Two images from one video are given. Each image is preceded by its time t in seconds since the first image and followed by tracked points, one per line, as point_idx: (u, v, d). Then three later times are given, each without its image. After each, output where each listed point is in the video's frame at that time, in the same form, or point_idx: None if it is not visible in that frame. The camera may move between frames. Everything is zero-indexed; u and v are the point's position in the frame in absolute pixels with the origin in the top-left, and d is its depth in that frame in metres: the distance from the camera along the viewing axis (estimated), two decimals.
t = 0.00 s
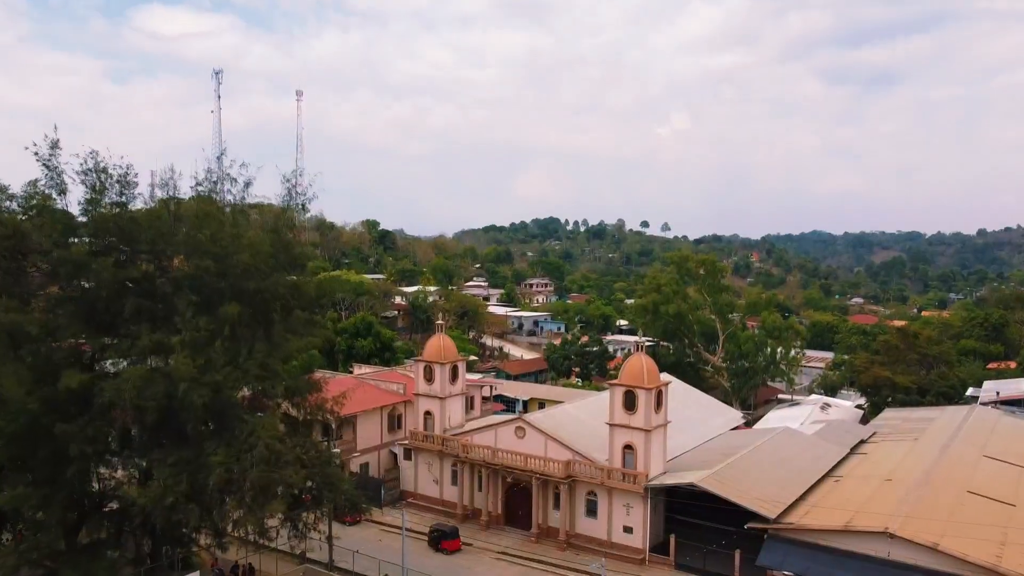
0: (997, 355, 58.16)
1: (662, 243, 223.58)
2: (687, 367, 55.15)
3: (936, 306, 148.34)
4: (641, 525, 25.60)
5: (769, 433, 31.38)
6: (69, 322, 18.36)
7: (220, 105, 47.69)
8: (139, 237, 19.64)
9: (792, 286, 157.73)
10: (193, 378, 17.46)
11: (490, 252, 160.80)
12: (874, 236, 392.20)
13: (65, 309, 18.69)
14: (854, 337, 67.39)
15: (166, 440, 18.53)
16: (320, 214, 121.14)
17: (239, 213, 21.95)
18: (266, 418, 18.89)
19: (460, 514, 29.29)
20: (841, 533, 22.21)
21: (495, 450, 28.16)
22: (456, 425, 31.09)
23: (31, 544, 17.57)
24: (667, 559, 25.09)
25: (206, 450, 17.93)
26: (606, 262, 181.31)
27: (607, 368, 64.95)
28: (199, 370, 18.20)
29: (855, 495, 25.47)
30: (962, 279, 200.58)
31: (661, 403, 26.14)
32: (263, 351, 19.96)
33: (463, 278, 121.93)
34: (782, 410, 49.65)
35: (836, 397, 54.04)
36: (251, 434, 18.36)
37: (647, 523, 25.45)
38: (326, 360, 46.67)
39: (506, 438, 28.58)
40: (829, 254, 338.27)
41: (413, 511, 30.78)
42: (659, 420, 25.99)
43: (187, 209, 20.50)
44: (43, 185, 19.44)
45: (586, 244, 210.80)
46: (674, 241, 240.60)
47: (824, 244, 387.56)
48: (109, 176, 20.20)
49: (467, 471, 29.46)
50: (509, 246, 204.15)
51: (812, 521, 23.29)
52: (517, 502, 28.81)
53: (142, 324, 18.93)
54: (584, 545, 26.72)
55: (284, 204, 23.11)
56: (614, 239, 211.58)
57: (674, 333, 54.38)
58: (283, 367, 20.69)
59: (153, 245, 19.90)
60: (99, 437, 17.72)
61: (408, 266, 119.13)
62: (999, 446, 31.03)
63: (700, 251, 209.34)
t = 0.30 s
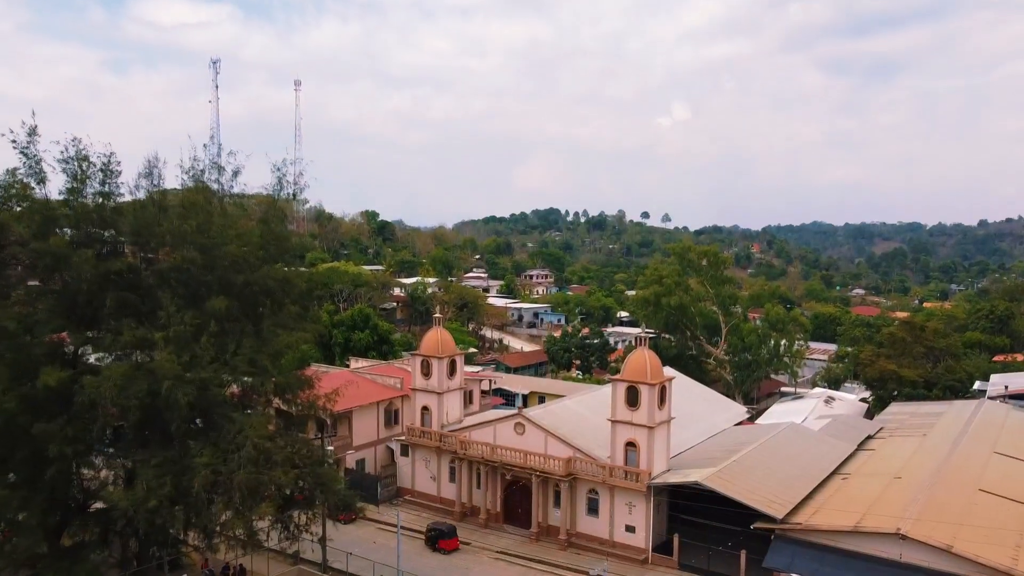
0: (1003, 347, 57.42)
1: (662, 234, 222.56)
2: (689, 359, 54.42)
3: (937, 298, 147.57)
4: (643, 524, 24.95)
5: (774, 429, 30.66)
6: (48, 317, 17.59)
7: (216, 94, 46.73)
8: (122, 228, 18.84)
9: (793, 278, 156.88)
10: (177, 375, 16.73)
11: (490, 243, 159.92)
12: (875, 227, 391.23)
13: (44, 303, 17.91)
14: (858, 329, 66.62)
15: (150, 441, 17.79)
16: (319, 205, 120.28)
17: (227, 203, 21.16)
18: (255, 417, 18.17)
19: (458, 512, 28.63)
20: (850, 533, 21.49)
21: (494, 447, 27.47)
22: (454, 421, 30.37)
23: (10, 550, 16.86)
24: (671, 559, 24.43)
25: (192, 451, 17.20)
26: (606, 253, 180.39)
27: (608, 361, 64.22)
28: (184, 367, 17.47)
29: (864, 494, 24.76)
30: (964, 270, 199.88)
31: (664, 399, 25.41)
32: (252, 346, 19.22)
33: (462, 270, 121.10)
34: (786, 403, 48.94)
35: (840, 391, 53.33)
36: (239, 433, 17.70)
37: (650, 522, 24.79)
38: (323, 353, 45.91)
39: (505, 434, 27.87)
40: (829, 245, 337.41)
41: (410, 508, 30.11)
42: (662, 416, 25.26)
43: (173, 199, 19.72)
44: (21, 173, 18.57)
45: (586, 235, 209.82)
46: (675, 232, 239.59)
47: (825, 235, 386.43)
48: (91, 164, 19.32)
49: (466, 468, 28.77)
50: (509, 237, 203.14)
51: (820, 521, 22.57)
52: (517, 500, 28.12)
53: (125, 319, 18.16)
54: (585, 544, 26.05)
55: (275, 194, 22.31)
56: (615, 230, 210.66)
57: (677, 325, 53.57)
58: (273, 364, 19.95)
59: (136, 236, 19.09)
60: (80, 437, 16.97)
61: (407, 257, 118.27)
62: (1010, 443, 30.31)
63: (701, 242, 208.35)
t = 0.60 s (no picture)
0: (1009, 340, 56.70)
1: (663, 225, 221.59)
2: (691, 353, 53.71)
3: (939, 289, 146.83)
4: (646, 525, 24.21)
5: (780, 425, 29.93)
6: (25, 313, 16.78)
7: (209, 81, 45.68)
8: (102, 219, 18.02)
9: (795, 269, 156.05)
10: (159, 374, 15.95)
11: (490, 234, 159.00)
12: (875, 218, 390.25)
13: (21, 298, 17.10)
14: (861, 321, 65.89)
15: (131, 441, 17.01)
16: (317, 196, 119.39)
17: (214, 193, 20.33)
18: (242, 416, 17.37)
19: (455, 511, 27.91)
20: (861, 536, 20.75)
21: (493, 444, 26.73)
22: (452, 417, 29.62)
23: None
24: (674, 560, 23.69)
25: (175, 452, 16.45)
26: (607, 245, 179.51)
27: (609, 354, 63.49)
28: (168, 364, 16.70)
29: (873, 494, 24.03)
30: (965, 261, 199.03)
31: (667, 395, 24.63)
32: (239, 342, 18.44)
33: (461, 261, 120.26)
34: (789, 397, 48.25)
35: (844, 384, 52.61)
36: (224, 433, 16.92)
37: (653, 522, 24.07)
38: (320, 347, 45.14)
39: (504, 432, 27.13)
40: (830, 236, 336.53)
41: (406, 506, 29.39)
42: (666, 414, 24.50)
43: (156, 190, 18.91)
44: None
45: (586, 225, 208.86)
46: (675, 223, 238.68)
47: (826, 226, 385.41)
48: (71, 152, 18.41)
49: (463, 465, 28.03)
50: (509, 228, 202.21)
51: (830, 522, 21.82)
52: (516, 498, 27.39)
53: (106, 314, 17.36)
54: (586, 544, 25.34)
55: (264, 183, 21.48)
56: (615, 221, 209.80)
57: (679, 318, 52.79)
58: (262, 361, 19.19)
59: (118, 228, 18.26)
60: (58, 438, 16.19)
61: (406, 248, 117.42)
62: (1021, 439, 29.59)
63: (702, 233, 207.49)
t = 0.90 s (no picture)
0: (1015, 333, 55.93)
1: (663, 216, 220.44)
2: (693, 346, 52.94)
3: (941, 281, 145.97)
4: (650, 526, 23.43)
5: (786, 422, 29.17)
6: None
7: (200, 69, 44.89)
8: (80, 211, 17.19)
9: (796, 261, 155.18)
10: (139, 373, 15.15)
11: (489, 225, 158.02)
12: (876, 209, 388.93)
13: None
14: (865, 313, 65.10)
15: (110, 444, 16.21)
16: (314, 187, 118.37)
17: (199, 182, 19.46)
18: (227, 417, 16.55)
19: (453, 510, 27.14)
20: (874, 540, 19.98)
21: (491, 442, 25.95)
22: (450, 413, 28.83)
23: None
24: (678, 563, 22.94)
25: (156, 456, 15.65)
26: (607, 236, 178.51)
27: (609, 346, 62.71)
28: (148, 363, 15.88)
29: (884, 494, 23.27)
30: (966, 252, 198.10)
31: (672, 392, 23.83)
32: (225, 339, 17.62)
33: (460, 252, 119.41)
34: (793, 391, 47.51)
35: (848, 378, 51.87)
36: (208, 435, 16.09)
37: (656, 523, 23.30)
38: (315, 340, 44.34)
39: (503, 430, 26.34)
40: (831, 227, 335.40)
41: (403, 505, 28.64)
42: (670, 412, 23.69)
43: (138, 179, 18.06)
44: None
45: (586, 216, 207.73)
46: (675, 214, 237.62)
47: (827, 217, 384.23)
48: (47, 140, 17.60)
49: (461, 464, 27.26)
50: (509, 219, 201.14)
51: (841, 525, 21.06)
52: (515, 498, 26.63)
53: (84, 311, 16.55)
54: (588, 546, 24.59)
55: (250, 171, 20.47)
56: (615, 212, 208.86)
57: (681, 310, 52.01)
58: (249, 358, 18.36)
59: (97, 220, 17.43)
60: (32, 441, 15.40)
61: (405, 239, 116.53)
62: None
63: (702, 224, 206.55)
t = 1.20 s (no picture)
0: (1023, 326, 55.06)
1: (664, 207, 219.33)
2: (695, 339, 52.10)
3: (943, 272, 144.95)
4: (653, 528, 22.66)
5: (793, 419, 28.35)
6: None
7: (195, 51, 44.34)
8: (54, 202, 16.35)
9: (797, 252, 154.15)
10: (115, 374, 14.32)
11: (489, 216, 157.03)
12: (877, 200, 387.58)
13: None
14: (870, 306, 64.23)
15: (87, 448, 15.40)
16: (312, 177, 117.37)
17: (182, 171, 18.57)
18: (210, 419, 15.71)
19: (450, 510, 26.37)
20: (887, 545, 19.16)
21: (490, 440, 25.16)
22: (447, 410, 28.04)
23: None
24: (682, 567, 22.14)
25: (134, 461, 14.82)
26: (608, 226, 177.50)
27: (610, 339, 61.91)
28: (127, 363, 15.06)
29: (896, 495, 22.46)
30: (968, 243, 196.98)
31: (676, 390, 23.01)
32: (209, 336, 16.75)
33: (459, 244, 118.54)
34: (797, 385, 46.70)
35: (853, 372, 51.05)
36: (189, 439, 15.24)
37: (660, 525, 22.53)
38: (311, 334, 43.53)
39: (502, 427, 25.54)
40: (832, 218, 334.16)
41: (399, 504, 27.88)
42: (675, 410, 22.88)
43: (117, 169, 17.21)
44: None
45: (587, 207, 206.65)
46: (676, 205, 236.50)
47: (828, 207, 382.93)
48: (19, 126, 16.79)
49: (459, 462, 26.48)
50: (509, 210, 200.08)
51: (852, 529, 20.25)
52: (514, 498, 25.85)
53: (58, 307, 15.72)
54: (589, 548, 23.83)
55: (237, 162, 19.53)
56: (616, 203, 207.77)
57: (682, 302, 51.17)
58: (236, 356, 17.54)
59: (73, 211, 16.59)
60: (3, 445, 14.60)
61: (404, 230, 115.66)
62: None
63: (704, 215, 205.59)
